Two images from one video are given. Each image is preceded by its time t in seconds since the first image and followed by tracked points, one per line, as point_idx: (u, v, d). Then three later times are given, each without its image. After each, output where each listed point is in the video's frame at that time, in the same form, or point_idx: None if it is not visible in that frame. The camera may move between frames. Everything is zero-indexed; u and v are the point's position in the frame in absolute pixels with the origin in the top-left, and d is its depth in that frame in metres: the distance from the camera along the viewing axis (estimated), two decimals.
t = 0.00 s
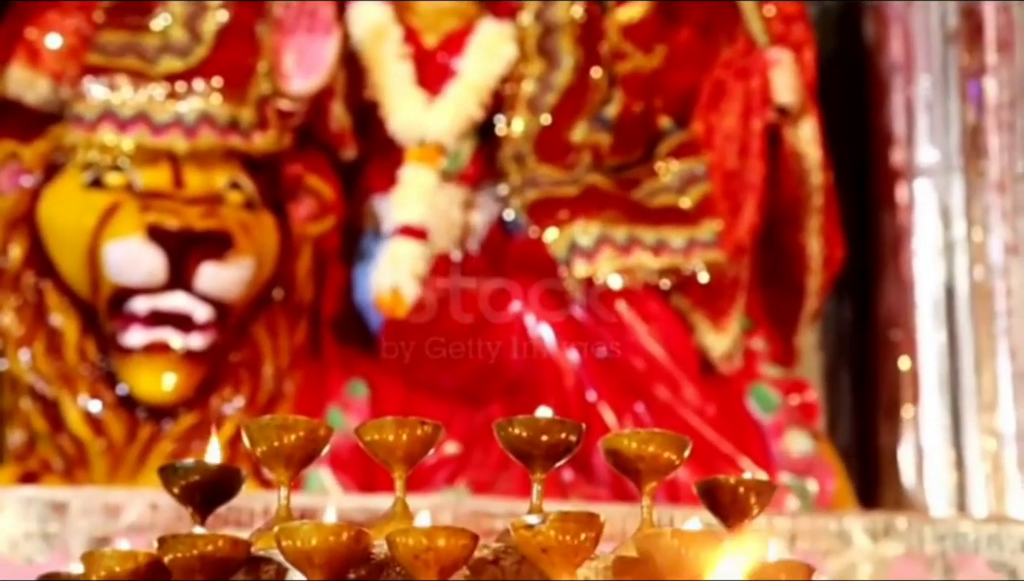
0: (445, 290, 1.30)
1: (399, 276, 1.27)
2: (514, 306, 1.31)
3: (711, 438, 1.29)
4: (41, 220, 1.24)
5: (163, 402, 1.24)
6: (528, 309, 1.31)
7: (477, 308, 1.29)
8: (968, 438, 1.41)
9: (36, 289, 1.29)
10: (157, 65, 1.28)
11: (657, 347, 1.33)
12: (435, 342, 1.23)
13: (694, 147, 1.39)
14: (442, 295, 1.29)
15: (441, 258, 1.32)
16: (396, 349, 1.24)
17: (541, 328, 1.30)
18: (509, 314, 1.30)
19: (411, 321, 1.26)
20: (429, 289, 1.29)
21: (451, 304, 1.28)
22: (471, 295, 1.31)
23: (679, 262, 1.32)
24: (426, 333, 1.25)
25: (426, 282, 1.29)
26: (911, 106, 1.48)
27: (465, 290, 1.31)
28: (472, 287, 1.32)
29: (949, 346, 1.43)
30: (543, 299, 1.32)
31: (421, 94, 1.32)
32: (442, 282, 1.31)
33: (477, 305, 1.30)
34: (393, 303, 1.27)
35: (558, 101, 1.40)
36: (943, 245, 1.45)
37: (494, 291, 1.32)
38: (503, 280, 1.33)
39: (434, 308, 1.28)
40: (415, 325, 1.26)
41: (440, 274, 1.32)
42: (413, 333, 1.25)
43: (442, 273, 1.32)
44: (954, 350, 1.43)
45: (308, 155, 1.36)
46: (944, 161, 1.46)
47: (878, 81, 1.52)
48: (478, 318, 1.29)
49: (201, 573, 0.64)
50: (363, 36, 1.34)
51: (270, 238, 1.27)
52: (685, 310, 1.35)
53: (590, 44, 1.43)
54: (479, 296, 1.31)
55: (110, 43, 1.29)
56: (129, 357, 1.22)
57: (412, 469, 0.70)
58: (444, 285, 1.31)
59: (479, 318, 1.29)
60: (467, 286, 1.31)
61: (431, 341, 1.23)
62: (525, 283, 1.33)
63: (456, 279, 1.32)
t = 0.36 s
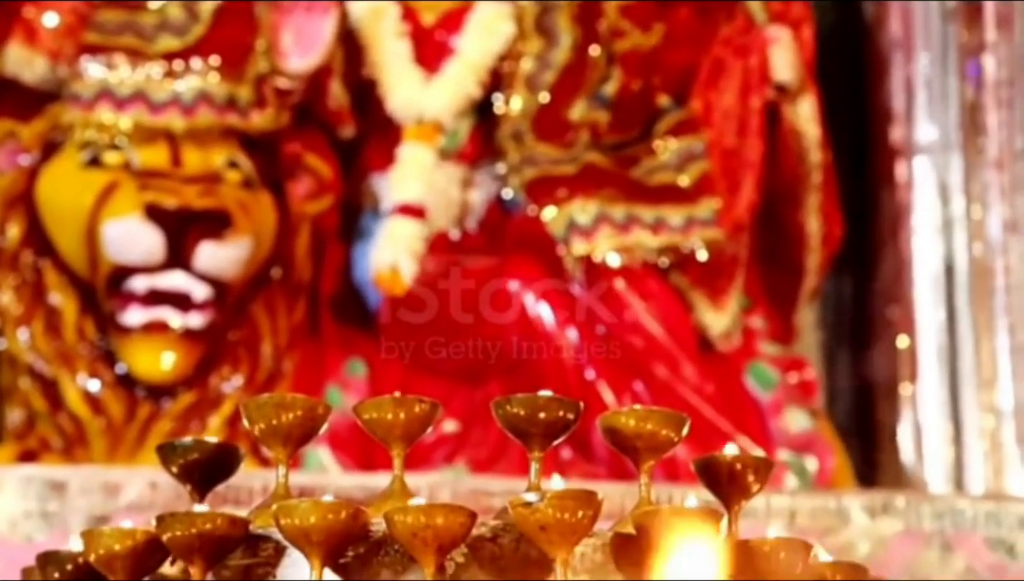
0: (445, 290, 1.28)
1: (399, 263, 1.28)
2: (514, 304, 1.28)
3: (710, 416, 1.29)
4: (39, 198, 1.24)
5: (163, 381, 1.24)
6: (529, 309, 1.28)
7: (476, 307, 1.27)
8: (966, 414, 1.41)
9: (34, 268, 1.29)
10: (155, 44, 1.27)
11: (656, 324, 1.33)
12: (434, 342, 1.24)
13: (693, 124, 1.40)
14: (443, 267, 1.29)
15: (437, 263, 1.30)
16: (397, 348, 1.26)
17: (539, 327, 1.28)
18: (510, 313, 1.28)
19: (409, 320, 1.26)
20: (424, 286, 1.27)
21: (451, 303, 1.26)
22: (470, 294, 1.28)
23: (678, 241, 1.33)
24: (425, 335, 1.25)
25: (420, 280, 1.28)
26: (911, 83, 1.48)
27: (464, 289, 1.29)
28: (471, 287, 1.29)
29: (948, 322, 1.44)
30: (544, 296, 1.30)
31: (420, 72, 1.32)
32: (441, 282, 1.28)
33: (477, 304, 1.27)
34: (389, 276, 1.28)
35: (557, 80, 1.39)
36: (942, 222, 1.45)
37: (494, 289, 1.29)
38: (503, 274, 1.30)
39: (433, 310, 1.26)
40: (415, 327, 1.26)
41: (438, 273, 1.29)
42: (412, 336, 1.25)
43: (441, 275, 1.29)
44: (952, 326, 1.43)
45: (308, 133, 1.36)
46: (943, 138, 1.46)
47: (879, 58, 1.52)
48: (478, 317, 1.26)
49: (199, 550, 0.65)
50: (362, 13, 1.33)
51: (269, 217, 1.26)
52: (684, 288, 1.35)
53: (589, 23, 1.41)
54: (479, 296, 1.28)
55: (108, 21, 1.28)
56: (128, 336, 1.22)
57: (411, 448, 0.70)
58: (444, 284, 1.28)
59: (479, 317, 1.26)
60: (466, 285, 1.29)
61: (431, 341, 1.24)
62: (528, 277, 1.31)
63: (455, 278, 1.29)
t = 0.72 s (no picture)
0: (445, 290, 1.28)
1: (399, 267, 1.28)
2: (514, 305, 1.29)
3: (710, 397, 1.29)
4: (40, 178, 1.24)
5: (164, 360, 1.24)
6: (529, 309, 1.29)
7: (476, 307, 1.27)
8: (965, 394, 1.41)
9: (35, 248, 1.29)
10: (155, 24, 1.27)
11: (656, 304, 1.34)
12: (435, 341, 1.22)
13: (694, 105, 1.40)
14: (444, 249, 1.32)
15: (436, 263, 1.30)
16: (397, 349, 1.23)
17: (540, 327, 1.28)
18: (511, 312, 1.28)
19: (408, 319, 1.27)
20: (421, 285, 1.28)
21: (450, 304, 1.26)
22: (470, 296, 1.28)
23: (678, 220, 1.33)
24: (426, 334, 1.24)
25: (419, 279, 1.29)
26: (911, 62, 1.48)
27: (464, 289, 1.29)
28: (471, 287, 1.29)
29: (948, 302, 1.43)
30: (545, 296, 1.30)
31: (420, 53, 1.31)
32: (441, 281, 1.29)
33: (477, 305, 1.27)
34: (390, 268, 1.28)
35: (557, 59, 1.38)
36: (942, 202, 1.45)
37: (494, 289, 1.30)
38: (503, 254, 1.32)
39: (433, 309, 1.26)
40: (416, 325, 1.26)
41: (437, 273, 1.30)
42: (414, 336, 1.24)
43: (440, 274, 1.30)
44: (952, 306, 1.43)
45: (308, 113, 1.35)
46: (944, 118, 1.46)
47: (880, 38, 1.53)
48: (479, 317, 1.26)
49: (201, 530, 0.65)
50: None
51: (269, 196, 1.26)
52: (684, 268, 1.36)
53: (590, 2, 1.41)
54: (479, 295, 1.29)
55: None
56: (128, 315, 1.23)
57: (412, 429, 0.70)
58: (444, 284, 1.29)
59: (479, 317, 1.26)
60: (466, 285, 1.29)
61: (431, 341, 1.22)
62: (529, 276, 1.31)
63: (455, 278, 1.30)
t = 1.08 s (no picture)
0: (444, 290, 1.28)
1: (398, 268, 1.30)
2: (516, 306, 1.27)
3: (711, 377, 1.30)
4: (40, 159, 1.24)
5: (164, 342, 1.25)
6: (529, 311, 1.28)
7: (476, 307, 1.27)
8: (966, 374, 1.41)
9: (35, 229, 1.29)
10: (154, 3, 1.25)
11: (656, 286, 1.34)
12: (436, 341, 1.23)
13: (693, 85, 1.38)
14: (443, 232, 1.31)
15: (436, 263, 1.30)
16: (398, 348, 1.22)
17: (540, 328, 1.26)
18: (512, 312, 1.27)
19: (409, 319, 1.27)
20: (422, 286, 1.30)
21: (450, 305, 1.26)
22: (471, 295, 1.28)
23: (678, 201, 1.33)
24: (426, 334, 1.24)
25: (420, 280, 1.30)
26: (912, 42, 1.47)
27: (464, 289, 1.29)
28: (471, 287, 1.29)
29: (948, 283, 1.43)
30: (542, 300, 1.29)
31: (420, 34, 1.31)
32: (441, 281, 1.29)
33: (477, 305, 1.27)
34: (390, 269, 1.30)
35: (557, 41, 1.37)
36: (942, 182, 1.45)
37: (494, 289, 1.29)
38: (503, 237, 1.32)
39: (433, 310, 1.26)
40: (415, 325, 1.26)
41: (437, 274, 1.30)
42: (414, 334, 1.24)
43: (440, 275, 1.30)
44: (952, 286, 1.43)
45: (308, 94, 1.35)
46: (945, 99, 1.46)
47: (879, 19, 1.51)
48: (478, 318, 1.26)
49: (201, 512, 0.65)
50: None
51: (269, 177, 1.26)
52: (684, 249, 1.37)
53: None
54: (479, 296, 1.28)
55: None
56: (128, 297, 1.23)
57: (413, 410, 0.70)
58: (443, 284, 1.29)
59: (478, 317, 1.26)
60: (466, 286, 1.29)
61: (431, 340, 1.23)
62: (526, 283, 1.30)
63: (456, 279, 1.29)
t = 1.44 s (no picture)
0: (444, 290, 1.29)
1: (399, 268, 1.31)
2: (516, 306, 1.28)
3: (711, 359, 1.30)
4: (39, 141, 1.24)
5: (162, 324, 1.25)
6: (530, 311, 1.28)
7: (476, 306, 1.27)
8: (965, 357, 1.41)
9: (34, 212, 1.29)
10: None
11: (656, 269, 1.35)
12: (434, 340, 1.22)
13: (693, 68, 1.37)
14: (444, 213, 1.33)
15: (437, 263, 1.30)
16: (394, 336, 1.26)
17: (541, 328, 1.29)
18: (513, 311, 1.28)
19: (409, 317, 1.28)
20: (422, 286, 1.30)
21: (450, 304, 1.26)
22: (471, 295, 1.28)
23: (678, 183, 1.33)
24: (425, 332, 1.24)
25: (419, 280, 1.30)
26: (911, 24, 1.48)
27: (464, 289, 1.29)
28: (471, 286, 1.29)
29: (946, 264, 1.44)
30: (544, 298, 1.30)
31: (419, 16, 1.30)
32: (441, 281, 1.30)
33: (477, 304, 1.27)
34: (389, 270, 1.31)
35: (556, 23, 1.36)
36: (942, 164, 1.45)
37: (495, 289, 1.29)
38: (502, 220, 1.33)
39: (433, 310, 1.27)
40: (415, 324, 1.27)
41: (438, 274, 1.30)
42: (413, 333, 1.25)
43: (440, 275, 1.30)
44: (951, 268, 1.43)
45: (307, 78, 1.34)
46: (944, 81, 1.45)
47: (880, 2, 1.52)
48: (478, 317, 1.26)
49: (201, 493, 0.65)
50: None
51: (269, 159, 1.26)
52: (683, 232, 1.37)
53: None
54: (479, 296, 1.28)
55: None
56: (127, 279, 1.23)
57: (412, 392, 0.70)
58: (443, 284, 1.29)
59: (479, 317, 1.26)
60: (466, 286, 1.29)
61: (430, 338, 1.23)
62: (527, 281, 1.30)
63: (455, 279, 1.30)
